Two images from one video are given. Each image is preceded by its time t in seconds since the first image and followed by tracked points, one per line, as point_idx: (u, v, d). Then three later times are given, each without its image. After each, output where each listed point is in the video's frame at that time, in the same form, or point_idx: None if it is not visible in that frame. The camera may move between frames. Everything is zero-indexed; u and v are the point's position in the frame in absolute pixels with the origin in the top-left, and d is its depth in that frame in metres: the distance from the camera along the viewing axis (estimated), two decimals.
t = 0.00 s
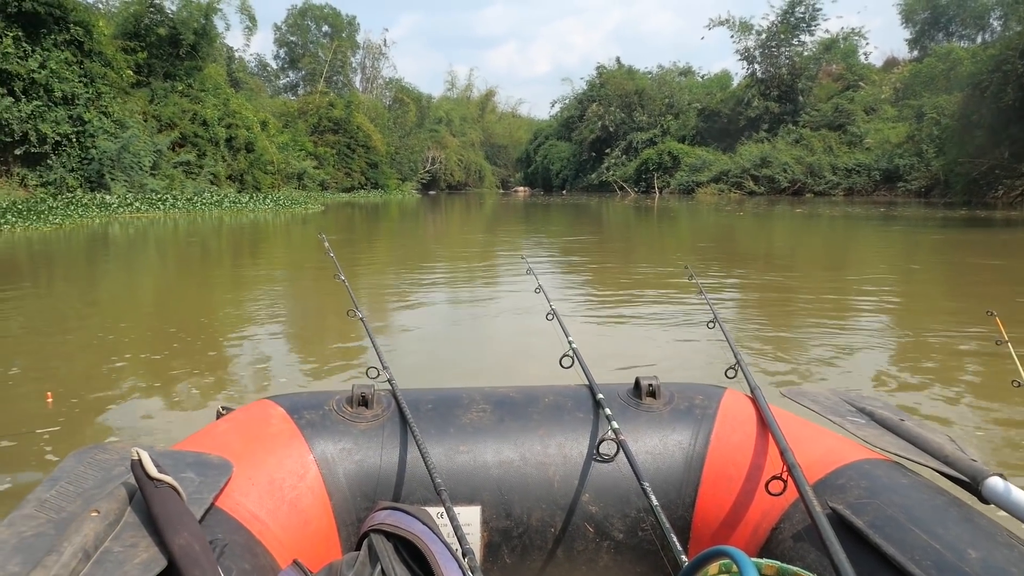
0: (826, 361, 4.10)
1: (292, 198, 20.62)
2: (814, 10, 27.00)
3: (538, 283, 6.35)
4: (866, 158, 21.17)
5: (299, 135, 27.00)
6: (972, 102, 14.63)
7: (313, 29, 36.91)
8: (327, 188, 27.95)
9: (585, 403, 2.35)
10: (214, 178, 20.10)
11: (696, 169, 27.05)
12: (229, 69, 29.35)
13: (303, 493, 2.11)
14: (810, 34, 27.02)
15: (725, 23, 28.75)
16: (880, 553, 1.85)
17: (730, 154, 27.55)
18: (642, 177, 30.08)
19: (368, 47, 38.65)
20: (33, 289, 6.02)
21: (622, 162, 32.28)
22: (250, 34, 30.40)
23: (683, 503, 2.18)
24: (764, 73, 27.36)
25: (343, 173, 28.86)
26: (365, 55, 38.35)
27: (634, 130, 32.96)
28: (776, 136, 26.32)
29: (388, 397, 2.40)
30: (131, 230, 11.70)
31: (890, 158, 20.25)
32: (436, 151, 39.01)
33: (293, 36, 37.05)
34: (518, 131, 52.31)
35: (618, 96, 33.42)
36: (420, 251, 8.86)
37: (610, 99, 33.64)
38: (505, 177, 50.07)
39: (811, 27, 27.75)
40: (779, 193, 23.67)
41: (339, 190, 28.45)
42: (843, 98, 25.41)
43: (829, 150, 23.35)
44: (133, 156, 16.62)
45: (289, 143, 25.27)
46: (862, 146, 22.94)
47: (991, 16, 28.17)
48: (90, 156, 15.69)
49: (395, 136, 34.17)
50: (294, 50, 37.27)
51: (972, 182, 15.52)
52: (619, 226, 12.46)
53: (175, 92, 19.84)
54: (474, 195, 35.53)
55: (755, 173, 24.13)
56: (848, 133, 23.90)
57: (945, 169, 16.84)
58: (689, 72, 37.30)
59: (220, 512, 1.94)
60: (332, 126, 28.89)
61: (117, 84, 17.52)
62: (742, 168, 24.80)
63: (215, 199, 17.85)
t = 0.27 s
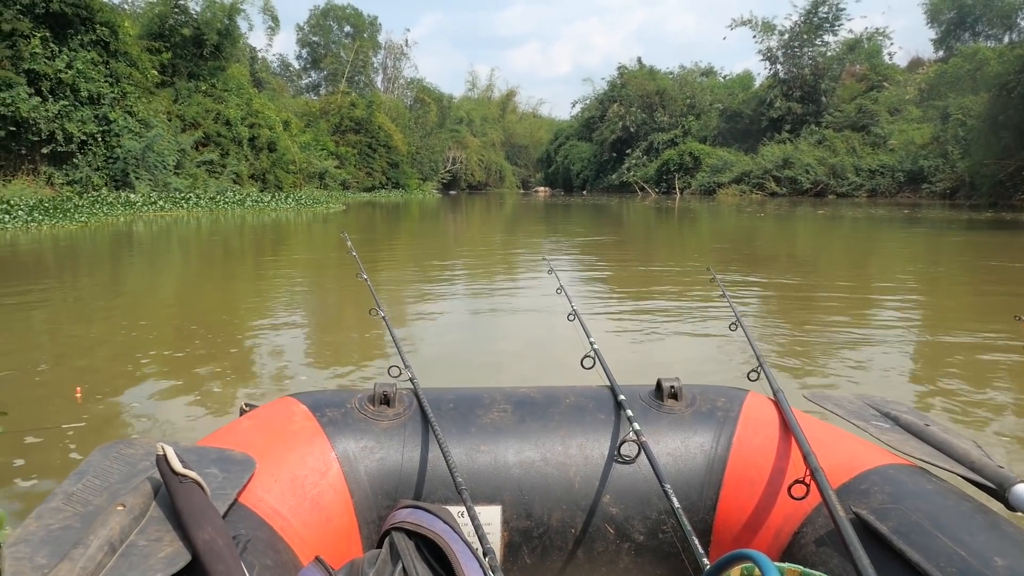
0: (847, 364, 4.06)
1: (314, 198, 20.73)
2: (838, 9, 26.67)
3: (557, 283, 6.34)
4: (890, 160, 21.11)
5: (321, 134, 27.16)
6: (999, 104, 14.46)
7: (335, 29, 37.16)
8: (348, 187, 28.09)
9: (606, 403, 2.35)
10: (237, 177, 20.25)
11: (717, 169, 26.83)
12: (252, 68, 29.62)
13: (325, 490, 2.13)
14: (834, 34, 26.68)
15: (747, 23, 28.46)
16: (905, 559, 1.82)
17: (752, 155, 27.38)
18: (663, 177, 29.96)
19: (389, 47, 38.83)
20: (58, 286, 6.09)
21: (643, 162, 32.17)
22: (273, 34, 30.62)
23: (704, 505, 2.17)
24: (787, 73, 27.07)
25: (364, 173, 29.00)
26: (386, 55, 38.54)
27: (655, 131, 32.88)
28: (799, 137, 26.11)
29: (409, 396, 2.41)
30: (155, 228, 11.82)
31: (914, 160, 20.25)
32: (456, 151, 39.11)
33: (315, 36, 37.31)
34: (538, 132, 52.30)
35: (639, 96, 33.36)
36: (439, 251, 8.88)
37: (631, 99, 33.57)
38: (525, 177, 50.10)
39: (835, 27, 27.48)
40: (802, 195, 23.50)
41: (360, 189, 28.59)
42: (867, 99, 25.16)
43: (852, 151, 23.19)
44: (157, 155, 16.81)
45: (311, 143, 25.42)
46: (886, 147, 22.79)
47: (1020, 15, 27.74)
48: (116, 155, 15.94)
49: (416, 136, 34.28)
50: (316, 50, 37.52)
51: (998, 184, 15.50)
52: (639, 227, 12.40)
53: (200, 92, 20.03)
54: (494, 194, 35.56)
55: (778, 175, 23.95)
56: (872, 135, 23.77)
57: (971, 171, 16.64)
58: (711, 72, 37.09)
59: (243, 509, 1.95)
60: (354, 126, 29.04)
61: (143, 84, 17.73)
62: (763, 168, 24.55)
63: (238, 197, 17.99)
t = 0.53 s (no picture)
0: (880, 368, 3.99)
1: (344, 198, 20.88)
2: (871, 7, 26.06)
3: (584, 284, 6.32)
4: (924, 159, 21.01)
5: (351, 135, 27.39)
6: None
7: (365, 31, 37.47)
8: (378, 187, 28.27)
9: (636, 404, 2.33)
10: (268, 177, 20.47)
11: (747, 169, 26.42)
12: (283, 70, 30.00)
13: (356, 488, 2.14)
14: (867, 32, 26.08)
15: (776, 21, 27.99)
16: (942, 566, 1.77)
17: (783, 155, 27.10)
18: (693, 178, 29.78)
19: (418, 48, 39.06)
20: (95, 285, 6.23)
21: (673, 162, 31.98)
22: (304, 36, 30.91)
23: (736, 508, 2.14)
24: (819, 73, 26.57)
25: (393, 173, 29.16)
26: (416, 56, 38.78)
27: (685, 131, 32.68)
28: (830, 137, 25.77)
29: (440, 395, 2.42)
30: (187, 228, 12.02)
31: (949, 160, 19.96)
32: (485, 151, 39.23)
33: (346, 38, 37.64)
34: (567, 132, 52.25)
35: (669, 96, 33.22)
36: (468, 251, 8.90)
37: (661, 99, 33.42)
38: (554, 177, 50.11)
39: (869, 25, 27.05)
40: (833, 195, 23.24)
41: (390, 189, 28.77)
42: (901, 98, 24.76)
43: (885, 151, 22.97)
44: (190, 156, 17.07)
45: (341, 144, 25.63)
46: (920, 148, 22.65)
47: None
48: (149, 155, 16.25)
49: (445, 137, 34.38)
50: (346, 52, 37.84)
51: None
52: (670, 228, 12.31)
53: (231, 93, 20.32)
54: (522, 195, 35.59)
55: (809, 175, 23.63)
56: (906, 135, 23.57)
57: (1009, 172, 16.33)
58: (741, 72, 36.74)
59: (276, 504, 1.96)
60: (383, 126, 29.20)
61: (176, 86, 17.99)
62: (795, 169, 24.24)
63: (269, 198, 18.20)
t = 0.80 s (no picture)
0: (897, 372, 3.95)
1: (360, 198, 20.95)
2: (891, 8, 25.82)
3: (600, 285, 6.31)
4: (943, 162, 20.82)
5: (367, 135, 27.50)
6: None
7: (382, 31, 37.60)
8: (394, 188, 28.36)
9: (653, 405, 2.32)
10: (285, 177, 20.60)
11: (764, 171, 26.39)
12: (301, 70, 30.19)
13: (372, 486, 2.15)
14: (886, 34, 25.86)
15: (795, 22, 27.87)
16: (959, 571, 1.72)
17: (800, 156, 26.95)
18: (709, 179, 29.68)
19: (435, 48, 39.17)
20: (112, 283, 6.29)
21: (689, 164, 31.88)
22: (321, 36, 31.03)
23: (752, 510, 2.12)
24: (837, 74, 26.48)
25: (410, 173, 29.23)
26: (433, 57, 38.88)
27: (701, 132, 32.59)
28: (848, 138, 25.61)
29: (456, 395, 2.42)
30: (205, 227, 12.10)
31: (968, 162, 19.82)
32: (501, 152, 39.31)
33: (363, 38, 37.79)
34: (583, 132, 52.22)
35: (685, 97, 33.10)
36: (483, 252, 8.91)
37: (677, 100, 33.33)
38: (570, 178, 50.14)
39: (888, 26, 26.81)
40: (851, 197, 23.12)
41: (406, 189, 28.85)
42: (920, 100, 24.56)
43: (903, 153, 22.83)
44: (207, 156, 17.19)
45: (357, 144, 25.72)
46: (939, 150, 22.45)
47: None
48: (168, 155, 16.36)
49: (461, 137, 34.41)
50: (363, 52, 37.96)
51: None
52: (686, 229, 12.26)
53: (249, 93, 20.42)
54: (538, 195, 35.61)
55: (826, 177, 23.56)
56: (924, 137, 23.38)
57: None
58: (759, 73, 36.55)
59: (292, 503, 1.97)
60: (400, 126, 29.27)
61: (194, 86, 18.15)
62: (812, 171, 24.16)
63: (285, 197, 18.31)
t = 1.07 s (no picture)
0: (911, 375, 3.93)
1: (374, 198, 20.98)
2: (907, 8, 25.60)
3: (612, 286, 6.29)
4: (959, 163, 20.65)
5: (381, 135, 27.56)
6: None
7: (396, 31, 37.68)
8: (407, 187, 28.43)
9: (666, 407, 2.32)
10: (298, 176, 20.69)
11: (778, 172, 26.30)
12: (315, 69, 30.28)
13: (385, 486, 2.16)
14: (903, 34, 25.63)
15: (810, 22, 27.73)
16: None
17: (815, 157, 26.81)
18: (722, 180, 29.57)
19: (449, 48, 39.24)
20: (127, 281, 6.34)
21: (703, 164, 31.67)
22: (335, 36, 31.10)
23: (766, 514, 2.11)
24: (852, 75, 26.33)
25: (422, 173, 29.27)
26: (446, 57, 38.94)
27: (715, 133, 32.46)
28: (863, 139, 25.46)
29: (469, 396, 2.43)
30: (219, 226, 12.17)
31: (984, 164, 19.67)
32: (514, 152, 39.29)
33: (376, 38, 37.88)
34: (596, 133, 52.20)
35: (699, 98, 32.95)
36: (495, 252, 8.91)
37: (691, 101, 33.21)
38: (582, 178, 50.11)
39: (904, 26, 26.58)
40: (865, 199, 23.00)
41: (419, 189, 28.90)
42: (936, 101, 24.37)
43: (919, 154, 22.68)
44: (221, 155, 17.28)
45: (371, 143, 25.77)
46: (955, 151, 22.24)
47: None
48: (182, 154, 16.44)
49: (475, 137, 34.40)
50: (377, 52, 38.04)
51: None
52: (700, 230, 12.21)
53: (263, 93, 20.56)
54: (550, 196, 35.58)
55: (841, 178, 23.44)
56: (940, 138, 23.20)
57: None
58: (773, 74, 36.35)
59: (306, 502, 1.97)
60: (413, 126, 29.30)
61: (209, 85, 18.24)
62: (826, 172, 24.04)
63: (298, 197, 18.38)
